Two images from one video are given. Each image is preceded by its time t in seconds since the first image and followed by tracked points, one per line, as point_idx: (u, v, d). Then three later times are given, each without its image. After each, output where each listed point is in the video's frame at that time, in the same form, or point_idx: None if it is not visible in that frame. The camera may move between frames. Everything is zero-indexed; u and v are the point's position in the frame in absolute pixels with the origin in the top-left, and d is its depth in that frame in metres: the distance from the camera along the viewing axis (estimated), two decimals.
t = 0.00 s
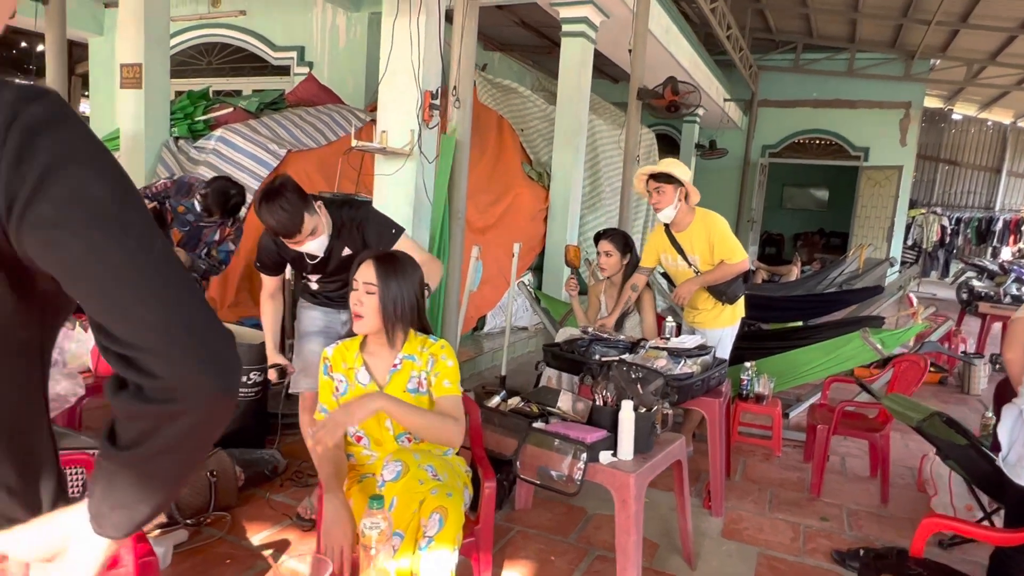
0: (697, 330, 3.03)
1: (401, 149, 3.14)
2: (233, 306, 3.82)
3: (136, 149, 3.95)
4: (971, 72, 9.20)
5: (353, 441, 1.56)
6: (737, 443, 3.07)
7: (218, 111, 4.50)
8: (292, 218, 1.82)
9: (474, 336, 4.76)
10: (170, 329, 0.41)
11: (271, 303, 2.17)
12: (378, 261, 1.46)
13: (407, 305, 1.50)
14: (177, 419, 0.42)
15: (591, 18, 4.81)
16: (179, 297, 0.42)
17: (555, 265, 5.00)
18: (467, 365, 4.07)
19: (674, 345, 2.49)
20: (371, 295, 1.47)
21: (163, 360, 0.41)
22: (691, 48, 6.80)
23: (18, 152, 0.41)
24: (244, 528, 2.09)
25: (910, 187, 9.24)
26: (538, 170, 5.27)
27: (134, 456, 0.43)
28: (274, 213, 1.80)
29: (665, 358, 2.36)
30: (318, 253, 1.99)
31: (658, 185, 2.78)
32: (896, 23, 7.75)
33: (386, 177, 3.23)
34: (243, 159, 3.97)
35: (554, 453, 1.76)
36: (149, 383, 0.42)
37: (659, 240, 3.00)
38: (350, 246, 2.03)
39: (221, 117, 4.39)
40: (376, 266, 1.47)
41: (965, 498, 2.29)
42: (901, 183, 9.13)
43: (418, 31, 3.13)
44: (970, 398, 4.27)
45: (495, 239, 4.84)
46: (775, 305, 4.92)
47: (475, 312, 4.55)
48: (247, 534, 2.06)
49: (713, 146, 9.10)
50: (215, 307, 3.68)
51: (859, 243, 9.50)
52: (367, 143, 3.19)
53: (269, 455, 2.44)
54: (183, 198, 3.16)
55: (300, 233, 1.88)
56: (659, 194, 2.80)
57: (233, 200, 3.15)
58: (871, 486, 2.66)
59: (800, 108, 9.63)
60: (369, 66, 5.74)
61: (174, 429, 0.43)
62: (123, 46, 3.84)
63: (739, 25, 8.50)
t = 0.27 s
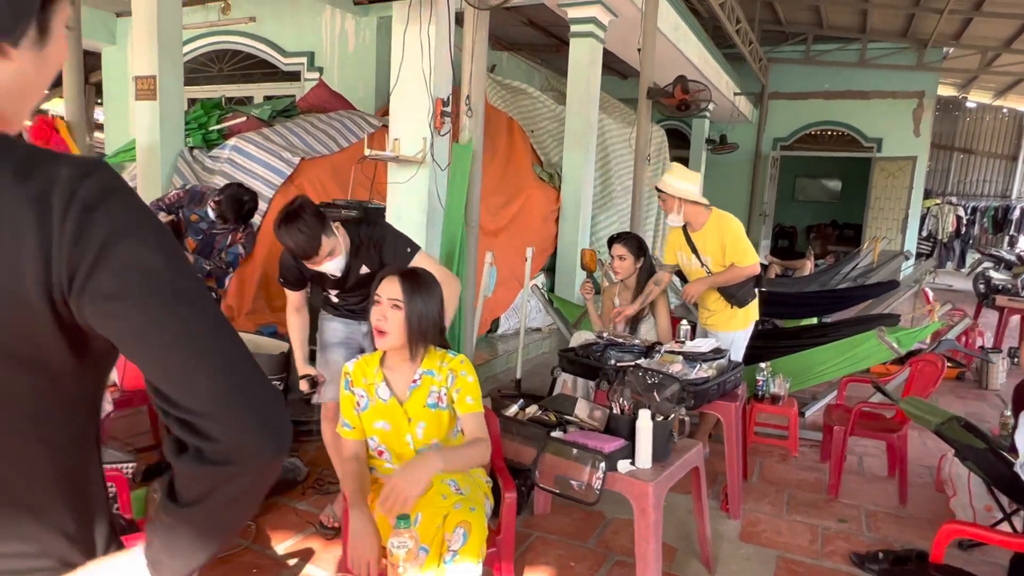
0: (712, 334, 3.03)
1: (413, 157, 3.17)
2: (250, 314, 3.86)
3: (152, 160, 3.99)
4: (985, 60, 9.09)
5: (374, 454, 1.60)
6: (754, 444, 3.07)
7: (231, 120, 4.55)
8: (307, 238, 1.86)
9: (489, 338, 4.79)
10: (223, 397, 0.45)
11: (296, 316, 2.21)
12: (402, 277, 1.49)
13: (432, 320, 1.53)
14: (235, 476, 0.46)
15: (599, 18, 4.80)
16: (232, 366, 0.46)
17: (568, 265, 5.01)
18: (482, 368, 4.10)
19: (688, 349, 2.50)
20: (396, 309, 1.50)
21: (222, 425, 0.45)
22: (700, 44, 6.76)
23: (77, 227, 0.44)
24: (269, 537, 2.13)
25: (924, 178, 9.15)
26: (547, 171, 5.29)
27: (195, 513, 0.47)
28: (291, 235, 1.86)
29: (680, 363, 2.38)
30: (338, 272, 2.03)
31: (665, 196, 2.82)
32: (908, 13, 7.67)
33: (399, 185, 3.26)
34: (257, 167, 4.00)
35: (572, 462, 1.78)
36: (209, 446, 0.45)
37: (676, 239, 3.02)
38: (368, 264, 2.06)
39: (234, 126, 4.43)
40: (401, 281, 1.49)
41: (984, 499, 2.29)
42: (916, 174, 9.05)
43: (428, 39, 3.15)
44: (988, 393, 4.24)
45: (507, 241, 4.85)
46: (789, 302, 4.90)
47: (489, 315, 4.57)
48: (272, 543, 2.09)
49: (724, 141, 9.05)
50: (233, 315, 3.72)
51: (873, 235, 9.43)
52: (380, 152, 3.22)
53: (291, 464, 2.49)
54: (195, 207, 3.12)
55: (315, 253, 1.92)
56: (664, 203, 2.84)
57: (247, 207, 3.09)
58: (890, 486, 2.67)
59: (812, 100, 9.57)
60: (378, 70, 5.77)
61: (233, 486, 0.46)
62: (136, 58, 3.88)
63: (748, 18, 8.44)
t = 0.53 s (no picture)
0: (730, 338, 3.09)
1: (429, 168, 3.20)
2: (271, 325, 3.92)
3: (172, 176, 4.05)
4: (1001, 50, 8.98)
5: (401, 471, 1.63)
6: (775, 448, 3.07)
7: (248, 134, 4.60)
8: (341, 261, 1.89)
9: (506, 344, 4.81)
10: (282, 457, 0.48)
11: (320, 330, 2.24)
12: (438, 296, 1.54)
13: (467, 339, 1.56)
14: (296, 530, 0.50)
15: (609, 22, 4.80)
16: (288, 426, 0.49)
17: (584, 269, 5.02)
18: (501, 374, 4.12)
19: (708, 356, 2.51)
20: (432, 328, 1.55)
21: (283, 481, 0.49)
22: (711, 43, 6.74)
23: (140, 296, 0.46)
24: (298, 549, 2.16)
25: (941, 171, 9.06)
26: (561, 175, 5.31)
27: (258, 561, 0.51)
28: (325, 256, 1.88)
29: (699, 370, 2.39)
30: (366, 293, 2.06)
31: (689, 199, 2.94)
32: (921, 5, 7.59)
33: (416, 196, 3.29)
34: (274, 180, 4.04)
35: (596, 474, 1.80)
36: (271, 501, 0.49)
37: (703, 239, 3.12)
38: (392, 290, 2.09)
39: (251, 140, 4.50)
40: (438, 301, 1.55)
41: (1011, 502, 2.27)
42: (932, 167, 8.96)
43: (441, 51, 3.18)
44: (1012, 390, 4.19)
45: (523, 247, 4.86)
46: (807, 301, 4.88)
47: (506, 321, 4.59)
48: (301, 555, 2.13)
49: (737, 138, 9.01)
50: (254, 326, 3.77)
51: (890, 230, 9.35)
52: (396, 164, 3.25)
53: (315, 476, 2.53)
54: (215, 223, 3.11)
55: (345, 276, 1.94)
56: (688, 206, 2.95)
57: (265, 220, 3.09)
58: (914, 489, 2.65)
59: (825, 96, 9.50)
60: (390, 79, 5.81)
61: (295, 537, 0.51)
62: (154, 76, 3.95)
63: (759, 15, 8.39)
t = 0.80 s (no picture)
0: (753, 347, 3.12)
1: (451, 182, 3.23)
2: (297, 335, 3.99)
3: (199, 191, 4.12)
4: None
5: (432, 485, 1.66)
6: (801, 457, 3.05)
7: (272, 149, 4.68)
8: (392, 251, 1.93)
9: (527, 353, 4.82)
10: (349, 490, 0.52)
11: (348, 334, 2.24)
12: (473, 312, 1.65)
13: (499, 355, 1.67)
14: (358, 562, 0.55)
15: (627, 32, 4.81)
16: (351, 458, 0.53)
17: (604, 279, 5.02)
18: (523, 384, 4.14)
19: (732, 367, 2.51)
20: (469, 344, 1.64)
21: (347, 514, 0.52)
22: (729, 50, 6.73)
23: (211, 335, 0.50)
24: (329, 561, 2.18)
25: (966, 172, 8.93)
26: (581, 185, 5.33)
27: None
28: (378, 243, 1.92)
29: (724, 381, 2.39)
30: (405, 290, 2.10)
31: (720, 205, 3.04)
32: (942, 7, 7.51)
33: (439, 210, 3.33)
34: (299, 194, 4.10)
35: (624, 487, 1.81)
36: (335, 534, 0.53)
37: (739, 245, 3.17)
38: (427, 294, 2.14)
39: (275, 155, 4.58)
40: (472, 317, 1.65)
41: None
42: (956, 169, 8.85)
43: (463, 67, 3.23)
44: None
45: (543, 256, 4.91)
46: (830, 307, 4.84)
47: (528, 331, 4.60)
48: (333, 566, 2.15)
49: (756, 143, 8.96)
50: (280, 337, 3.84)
51: (914, 234, 9.24)
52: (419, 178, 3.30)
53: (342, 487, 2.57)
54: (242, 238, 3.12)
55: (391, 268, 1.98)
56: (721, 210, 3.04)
57: (292, 234, 3.14)
58: (945, 500, 2.62)
59: (845, 99, 9.42)
60: (410, 91, 5.87)
61: (358, 567, 0.55)
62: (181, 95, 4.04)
63: (776, 19, 8.35)
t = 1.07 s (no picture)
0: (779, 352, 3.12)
1: (473, 191, 3.27)
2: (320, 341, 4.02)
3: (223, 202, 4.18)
4: None
5: (460, 492, 1.68)
6: (826, 465, 3.02)
7: (295, 159, 4.75)
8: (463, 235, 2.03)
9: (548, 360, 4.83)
10: (403, 504, 0.59)
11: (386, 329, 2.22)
12: (500, 321, 1.68)
13: (527, 363, 1.70)
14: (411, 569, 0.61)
15: (645, 38, 4.82)
16: (402, 474, 0.59)
17: (624, 285, 5.02)
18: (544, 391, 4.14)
19: (757, 374, 2.51)
20: (497, 352, 1.66)
21: (402, 527, 0.59)
22: (747, 54, 6.71)
23: (267, 354, 0.56)
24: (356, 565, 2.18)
25: (992, 173, 8.80)
26: (600, 192, 5.32)
27: None
28: (452, 226, 2.02)
29: (749, 388, 2.38)
30: (456, 282, 2.14)
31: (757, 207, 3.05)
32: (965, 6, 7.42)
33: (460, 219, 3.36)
34: (322, 204, 4.15)
35: (650, 495, 1.82)
36: (388, 545, 0.59)
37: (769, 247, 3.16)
38: (475, 291, 2.19)
39: (298, 166, 4.64)
40: (499, 326, 1.68)
41: None
42: (982, 169, 8.71)
43: (484, 77, 3.26)
44: None
45: (563, 263, 4.90)
46: (854, 312, 4.79)
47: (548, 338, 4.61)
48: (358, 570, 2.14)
49: (775, 147, 8.89)
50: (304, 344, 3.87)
51: (939, 236, 9.11)
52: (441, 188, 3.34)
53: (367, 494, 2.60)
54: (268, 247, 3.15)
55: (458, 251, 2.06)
56: (758, 212, 3.05)
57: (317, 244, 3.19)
58: (975, 508, 2.59)
59: (865, 101, 9.34)
60: (429, 100, 5.92)
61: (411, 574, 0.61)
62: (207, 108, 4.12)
63: (795, 22, 8.30)
